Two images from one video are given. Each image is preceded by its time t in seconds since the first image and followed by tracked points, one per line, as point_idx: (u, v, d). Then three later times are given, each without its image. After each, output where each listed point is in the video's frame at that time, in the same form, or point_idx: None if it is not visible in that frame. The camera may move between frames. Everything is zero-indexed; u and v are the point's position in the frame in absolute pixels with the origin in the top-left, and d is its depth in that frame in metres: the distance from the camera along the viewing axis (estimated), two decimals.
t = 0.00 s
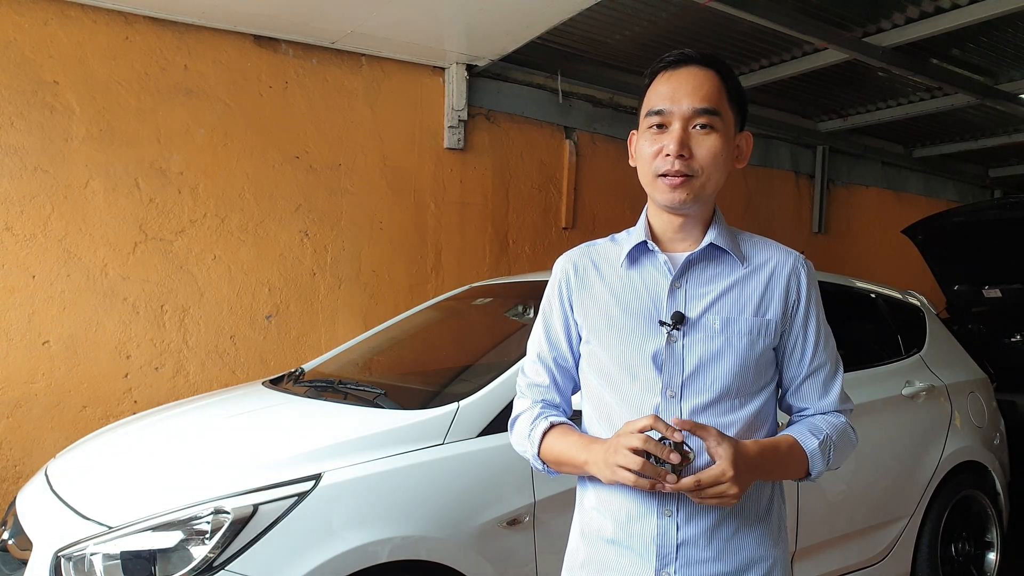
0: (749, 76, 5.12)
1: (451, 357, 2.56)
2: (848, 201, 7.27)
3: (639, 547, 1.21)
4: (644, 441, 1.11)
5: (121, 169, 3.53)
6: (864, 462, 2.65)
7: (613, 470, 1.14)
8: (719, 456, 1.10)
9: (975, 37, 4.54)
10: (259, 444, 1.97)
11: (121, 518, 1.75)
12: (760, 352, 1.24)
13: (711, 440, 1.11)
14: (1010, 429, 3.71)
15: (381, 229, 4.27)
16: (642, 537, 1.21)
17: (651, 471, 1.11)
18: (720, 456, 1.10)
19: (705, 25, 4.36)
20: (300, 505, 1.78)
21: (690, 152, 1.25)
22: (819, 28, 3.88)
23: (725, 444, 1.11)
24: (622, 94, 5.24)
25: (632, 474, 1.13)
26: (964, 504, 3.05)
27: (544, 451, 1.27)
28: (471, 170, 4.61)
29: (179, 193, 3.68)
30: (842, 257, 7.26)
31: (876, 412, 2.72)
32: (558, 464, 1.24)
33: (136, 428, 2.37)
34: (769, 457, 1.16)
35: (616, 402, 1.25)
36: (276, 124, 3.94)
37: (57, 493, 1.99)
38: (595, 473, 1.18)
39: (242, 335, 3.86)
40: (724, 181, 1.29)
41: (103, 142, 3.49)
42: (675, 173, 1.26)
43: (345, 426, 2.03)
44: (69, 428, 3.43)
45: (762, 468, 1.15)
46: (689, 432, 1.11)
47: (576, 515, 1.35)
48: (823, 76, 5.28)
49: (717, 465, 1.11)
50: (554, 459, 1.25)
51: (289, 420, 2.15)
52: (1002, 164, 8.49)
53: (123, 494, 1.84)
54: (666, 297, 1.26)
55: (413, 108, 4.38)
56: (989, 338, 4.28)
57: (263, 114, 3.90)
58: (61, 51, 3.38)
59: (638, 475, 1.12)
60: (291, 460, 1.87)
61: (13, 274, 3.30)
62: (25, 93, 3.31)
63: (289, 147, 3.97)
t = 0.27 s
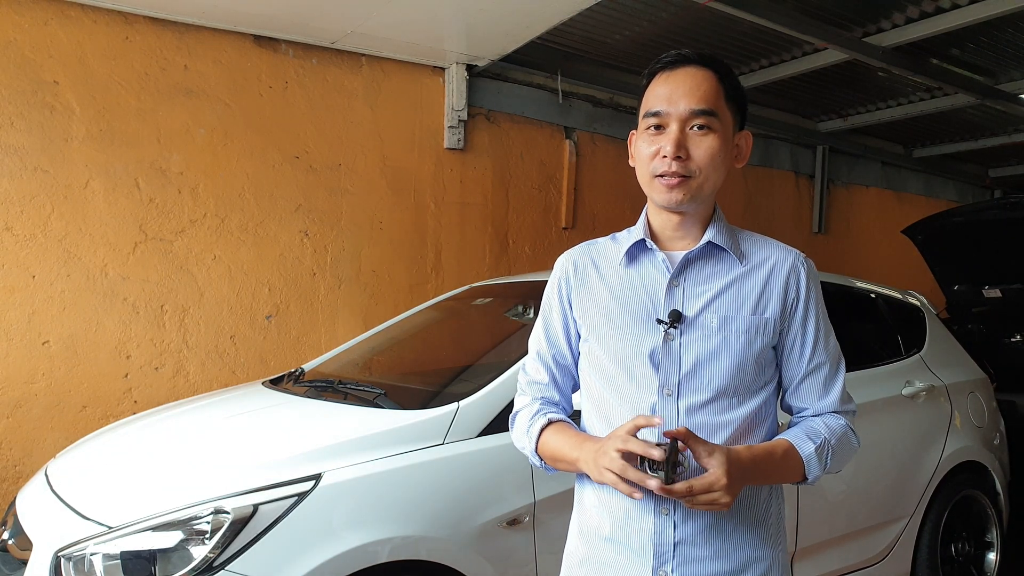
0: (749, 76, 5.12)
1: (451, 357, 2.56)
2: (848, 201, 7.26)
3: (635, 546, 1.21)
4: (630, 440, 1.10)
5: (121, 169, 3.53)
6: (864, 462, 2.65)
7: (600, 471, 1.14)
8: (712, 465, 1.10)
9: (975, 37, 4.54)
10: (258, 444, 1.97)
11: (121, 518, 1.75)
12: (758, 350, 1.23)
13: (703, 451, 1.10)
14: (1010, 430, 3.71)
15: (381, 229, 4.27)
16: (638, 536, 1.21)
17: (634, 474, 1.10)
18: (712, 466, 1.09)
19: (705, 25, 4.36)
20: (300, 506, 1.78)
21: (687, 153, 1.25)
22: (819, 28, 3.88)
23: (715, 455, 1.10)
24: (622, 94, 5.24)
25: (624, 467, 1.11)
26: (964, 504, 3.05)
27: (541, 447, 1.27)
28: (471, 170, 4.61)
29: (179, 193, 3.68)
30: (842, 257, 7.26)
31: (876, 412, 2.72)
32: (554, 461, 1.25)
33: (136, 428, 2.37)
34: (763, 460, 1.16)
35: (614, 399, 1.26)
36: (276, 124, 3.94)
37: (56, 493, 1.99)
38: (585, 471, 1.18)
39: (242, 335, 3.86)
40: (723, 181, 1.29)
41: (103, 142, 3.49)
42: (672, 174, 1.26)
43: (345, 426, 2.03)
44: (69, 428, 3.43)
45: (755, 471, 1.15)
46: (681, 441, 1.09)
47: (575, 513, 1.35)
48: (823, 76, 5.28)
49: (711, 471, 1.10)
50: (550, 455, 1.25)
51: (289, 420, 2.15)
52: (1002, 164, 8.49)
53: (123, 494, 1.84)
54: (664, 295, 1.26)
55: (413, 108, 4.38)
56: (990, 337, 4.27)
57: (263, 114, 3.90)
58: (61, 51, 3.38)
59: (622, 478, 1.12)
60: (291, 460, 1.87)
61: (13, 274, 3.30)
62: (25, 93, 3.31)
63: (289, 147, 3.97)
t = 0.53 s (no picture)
0: (748, 76, 5.12)
1: (451, 357, 2.56)
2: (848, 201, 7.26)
3: (636, 545, 1.21)
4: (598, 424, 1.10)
5: (121, 169, 3.53)
6: (864, 462, 2.65)
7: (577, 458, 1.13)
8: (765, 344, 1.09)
9: (975, 37, 4.54)
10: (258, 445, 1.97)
11: (121, 518, 1.75)
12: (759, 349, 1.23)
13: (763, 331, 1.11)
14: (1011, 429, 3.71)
15: (381, 229, 4.27)
16: (639, 534, 1.21)
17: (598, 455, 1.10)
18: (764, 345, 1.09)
19: (705, 25, 4.36)
20: (300, 506, 1.78)
21: (685, 156, 1.25)
22: (819, 28, 3.88)
23: (766, 339, 1.11)
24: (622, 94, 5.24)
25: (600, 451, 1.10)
26: (964, 504, 3.05)
27: (535, 443, 1.26)
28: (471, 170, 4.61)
29: (179, 193, 3.67)
30: (842, 257, 7.26)
31: (876, 412, 2.72)
32: (548, 458, 1.23)
33: (136, 428, 2.37)
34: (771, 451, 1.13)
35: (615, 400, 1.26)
36: (276, 124, 3.94)
37: (56, 493, 1.99)
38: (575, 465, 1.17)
39: (242, 335, 3.86)
40: (723, 182, 1.29)
41: (103, 142, 3.49)
42: (671, 177, 1.26)
43: (345, 426, 2.04)
44: (69, 428, 3.43)
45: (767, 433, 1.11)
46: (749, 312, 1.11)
47: (576, 513, 1.35)
48: (823, 76, 5.28)
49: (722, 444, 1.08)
50: (545, 452, 1.24)
51: (289, 420, 2.15)
52: (1002, 165, 8.49)
53: (123, 494, 1.84)
54: (665, 295, 1.26)
55: (413, 108, 4.38)
56: (990, 337, 4.27)
57: (263, 114, 3.90)
58: (61, 51, 3.38)
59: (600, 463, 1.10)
60: (291, 460, 1.87)
61: (13, 274, 3.30)
62: (25, 93, 3.31)
63: (289, 147, 3.97)
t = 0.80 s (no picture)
0: (748, 76, 5.12)
1: (451, 357, 2.56)
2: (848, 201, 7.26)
3: (635, 544, 1.21)
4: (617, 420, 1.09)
5: (121, 169, 3.53)
6: (864, 462, 2.65)
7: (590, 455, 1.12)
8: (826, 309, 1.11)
9: (975, 37, 4.54)
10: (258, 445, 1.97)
11: (121, 518, 1.75)
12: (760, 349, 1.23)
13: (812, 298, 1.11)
14: (1011, 430, 3.71)
15: (381, 229, 4.27)
16: (638, 534, 1.21)
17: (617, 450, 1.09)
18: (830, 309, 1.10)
19: (705, 25, 4.36)
20: (300, 505, 1.78)
21: (680, 156, 1.25)
22: (819, 28, 3.88)
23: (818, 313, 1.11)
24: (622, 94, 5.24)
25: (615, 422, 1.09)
26: (964, 504, 3.05)
27: (540, 443, 1.26)
28: (471, 170, 4.61)
29: (179, 193, 3.68)
30: (842, 257, 7.26)
31: (876, 412, 2.72)
32: (554, 457, 1.23)
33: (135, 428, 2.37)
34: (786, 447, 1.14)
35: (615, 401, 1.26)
36: (276, 124, 3.94)
37: (56, 493, 1.99)
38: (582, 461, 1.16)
39: (242, 335, 3.86)
40: (720, 181, 1.29)
41: (103, 142, 3.49)
42: (667, 178, 1.26)
43: (345, 426, 2.04)
44: (69, 428, 3.43)
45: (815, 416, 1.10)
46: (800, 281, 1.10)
47: (575, 514, 1.34)
48: (823, 76, 5.28)
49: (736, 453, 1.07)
50: (549, 451, 1.24)
51: (288, 420, 2.15)
52: (1002, 165, 8.49)
53: (123, 494, 1.84)
54: (666, 295, 1.26)
55: (413, 108, 4.38)
56: (990, 337, 4.27)
57: (263, 113, 3.90)
58: (61, 51, 3.38)
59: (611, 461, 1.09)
60: (291, 460, 1.87)
61: (13, 274, 3.30)
62: (25, 93, 3.31)
63: (289, 147, 3.97)
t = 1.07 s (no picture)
0: (748, 76, 5.12)
1: (451, 358, 2.56)
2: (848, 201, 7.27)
3: (638, 546, 1.21)
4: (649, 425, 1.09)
5: (121, 169, 3.53)
6: (864, 462, 2.65)
7: (616, 457, 1.13)
8: (734, 460, 1.10)
9: (975, 37, 4.54)
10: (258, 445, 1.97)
11: (121, 518, 1.75)
12: (761, 351, 1.24)
13: (725, 446, 1.10)
14: (1010, 430, 3.71)
15: (381, 229, 4.27)
16: (641, 536, 1.21)
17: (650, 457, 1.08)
18: (734, 462, 1.10)
19: (705, 25, 4.36)
20: (300, 506, 1.78)
21: (681, 155, 1.25)
22: (819, 28, 3.88)
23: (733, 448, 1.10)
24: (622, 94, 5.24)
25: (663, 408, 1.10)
26: (964, 504, 3.05)
27: (547, 446, 1.27)
28: (471, 170, 4.61)
29: (179, 193, 3.67)
30: (842, 257, 7.26)
31: (876, 412, 2.72)
32: (562, 459, 1.24)
33: (135, 428, 2.37)
34: (777, 458, 1.16)
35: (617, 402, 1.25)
36: (276, 124, 3.94)
37: (57, 493, 1.99)
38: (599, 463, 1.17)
39: (242, 335, 3.85)
40: (720, 180, 1.29)
41: (103, 142, 3.49)
42: (668, 176, 1.26)
43: (345, 426, 2.04)
44: (69, 428, 3.43)
45: (772, 468, 1.14)
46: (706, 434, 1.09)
47: (577, 515, 1.34)
48: (823, 76, 5.28)
49: (734, 467, 1.10)
50: (557, 453, 1.25)
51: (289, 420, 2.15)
52: (1002, 165, 8.49)
53: (123, 494, 1.84)
54: (668, 296, 1.26)
55: (413, 108, 4.38)
56: (990, 337, 4.27)
57: (263, 114, 3.90)
58: (61, 51, 3.38)
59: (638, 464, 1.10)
60: (291, 460, 1.87)
61: (13, 274, 3.30)
62: (25, 93, 3.31)
63: (289, 147, 3.97)
